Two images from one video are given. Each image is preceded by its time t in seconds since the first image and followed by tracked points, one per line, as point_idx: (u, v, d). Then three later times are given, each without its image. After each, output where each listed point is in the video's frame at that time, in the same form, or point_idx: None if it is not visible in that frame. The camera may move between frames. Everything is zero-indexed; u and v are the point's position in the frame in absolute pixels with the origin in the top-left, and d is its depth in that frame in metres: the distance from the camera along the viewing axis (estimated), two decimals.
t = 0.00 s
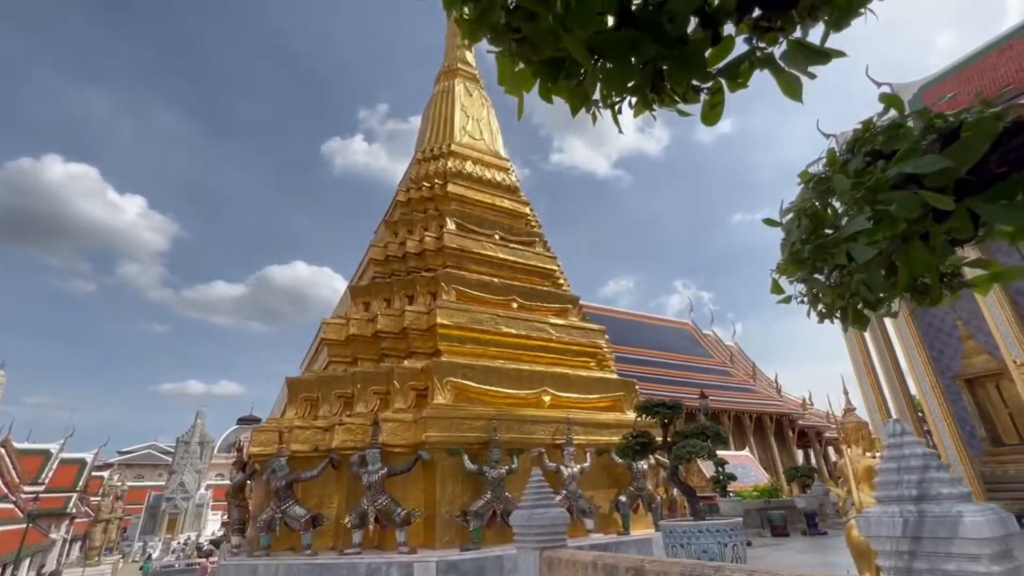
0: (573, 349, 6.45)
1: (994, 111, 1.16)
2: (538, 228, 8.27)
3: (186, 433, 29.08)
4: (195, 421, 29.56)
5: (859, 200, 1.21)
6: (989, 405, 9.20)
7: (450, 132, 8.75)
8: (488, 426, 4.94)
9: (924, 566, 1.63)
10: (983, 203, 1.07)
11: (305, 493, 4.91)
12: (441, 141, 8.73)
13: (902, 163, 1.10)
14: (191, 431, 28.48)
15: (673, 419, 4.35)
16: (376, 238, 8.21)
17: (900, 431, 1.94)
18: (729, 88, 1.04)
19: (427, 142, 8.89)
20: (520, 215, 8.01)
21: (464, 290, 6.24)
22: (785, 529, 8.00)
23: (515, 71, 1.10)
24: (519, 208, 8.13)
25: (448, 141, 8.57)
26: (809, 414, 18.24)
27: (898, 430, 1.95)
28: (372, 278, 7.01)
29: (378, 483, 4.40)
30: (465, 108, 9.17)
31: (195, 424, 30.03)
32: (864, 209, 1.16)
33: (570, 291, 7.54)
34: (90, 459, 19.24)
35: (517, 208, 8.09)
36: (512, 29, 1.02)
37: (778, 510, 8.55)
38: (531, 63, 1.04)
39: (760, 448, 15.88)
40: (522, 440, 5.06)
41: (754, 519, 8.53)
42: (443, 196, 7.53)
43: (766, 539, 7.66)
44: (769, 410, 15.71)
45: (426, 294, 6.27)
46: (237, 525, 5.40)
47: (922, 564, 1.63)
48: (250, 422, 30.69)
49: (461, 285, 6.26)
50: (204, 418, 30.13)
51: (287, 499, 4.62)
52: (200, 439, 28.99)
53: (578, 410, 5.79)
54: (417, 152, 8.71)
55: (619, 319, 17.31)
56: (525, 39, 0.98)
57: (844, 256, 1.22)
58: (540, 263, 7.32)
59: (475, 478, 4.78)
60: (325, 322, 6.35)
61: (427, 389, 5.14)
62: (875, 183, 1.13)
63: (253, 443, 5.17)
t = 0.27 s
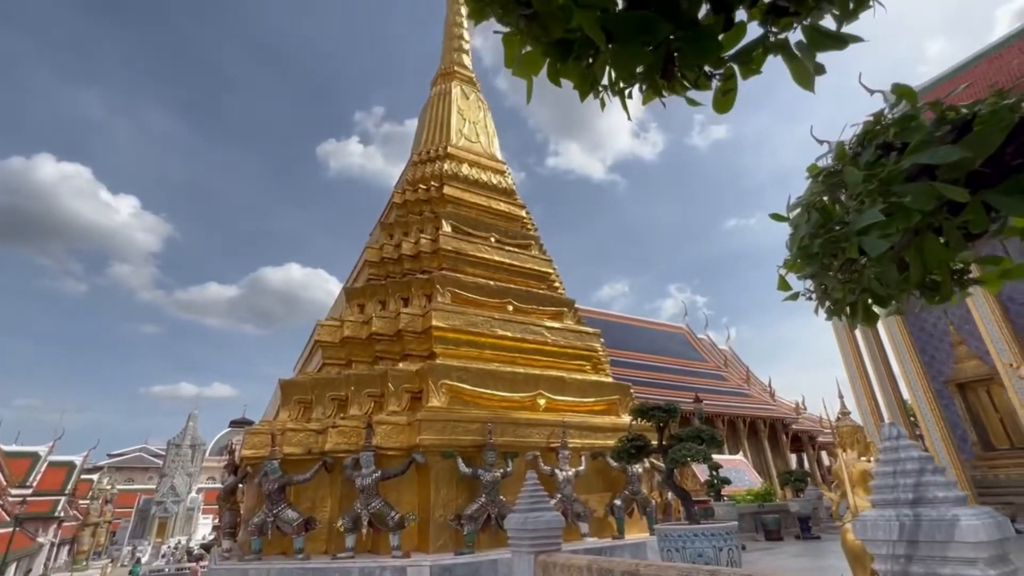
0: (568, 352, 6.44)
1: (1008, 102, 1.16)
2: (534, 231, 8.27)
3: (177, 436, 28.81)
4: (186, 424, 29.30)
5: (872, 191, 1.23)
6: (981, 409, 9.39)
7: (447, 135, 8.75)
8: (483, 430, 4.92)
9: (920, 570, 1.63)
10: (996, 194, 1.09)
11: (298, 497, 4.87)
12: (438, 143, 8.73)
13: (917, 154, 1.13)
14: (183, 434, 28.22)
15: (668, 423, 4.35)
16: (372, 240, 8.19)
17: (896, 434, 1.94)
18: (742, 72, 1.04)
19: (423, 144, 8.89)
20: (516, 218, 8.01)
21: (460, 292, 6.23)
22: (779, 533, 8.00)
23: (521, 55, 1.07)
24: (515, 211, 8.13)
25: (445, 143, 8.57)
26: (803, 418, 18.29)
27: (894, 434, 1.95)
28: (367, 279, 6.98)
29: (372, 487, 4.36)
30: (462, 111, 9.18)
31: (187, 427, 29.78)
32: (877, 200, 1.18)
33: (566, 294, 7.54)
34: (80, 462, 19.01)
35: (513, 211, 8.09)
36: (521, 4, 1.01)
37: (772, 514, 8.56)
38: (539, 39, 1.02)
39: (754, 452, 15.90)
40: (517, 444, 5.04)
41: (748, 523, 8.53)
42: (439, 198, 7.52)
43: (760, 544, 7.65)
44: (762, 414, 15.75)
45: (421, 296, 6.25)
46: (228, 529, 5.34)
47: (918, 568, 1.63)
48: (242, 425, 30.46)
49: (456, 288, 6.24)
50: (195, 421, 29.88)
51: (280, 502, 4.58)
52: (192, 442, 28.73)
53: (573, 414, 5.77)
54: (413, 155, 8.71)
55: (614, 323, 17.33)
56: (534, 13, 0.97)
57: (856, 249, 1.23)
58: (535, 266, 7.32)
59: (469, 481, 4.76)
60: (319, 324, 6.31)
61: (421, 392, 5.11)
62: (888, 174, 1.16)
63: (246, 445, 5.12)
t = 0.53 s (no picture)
0: (563, 356, 6.42)
1: None
2: (529, 235, 8.27)
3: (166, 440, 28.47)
4: (176, 428, 28.99)
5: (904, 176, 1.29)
6: (970, 415, 9.47)
7: (442, 138, 8.74)
8: (478, 434, 4.89)
9: None
10: None
11: (289, 502, 4.81)
12: (433, 146, 8.72)
13: (951, 138, 1.19)
14: (173, 438, 27.89)
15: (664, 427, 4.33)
16: (366, 243, 8.15)
17: (894, 438, 1.95)
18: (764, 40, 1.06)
19: (419, 147, 8.88)
20: (511, 222, 8.00)
21: (455, 296, 6.20)
22: (772, 538, 8.00)
23: (541, 19, 1.09)
24: (510, 215, 8.12)
25: (440, 146, 8.56)
26: (796, 423, 18.33)
27: (892, 437, 1.95)
28: (361, 282, 6.95)
29: (364, 492, 4.31)
30: (458, 114, 9.17)
31: (176, 431, 29.45)
32: (910, 183, 1.24)
33: (561, 298, 7.53)
34: (67, 466, 18.71)
35: (508, 214, 8.08)
36: None
37: (766, 519, 8.55)
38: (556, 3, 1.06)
39: (747, 457, 15.91)
40: (511, 449, 5.00)
41: (741, 529, 8.52)
42: (434, 201, 7.49)
43: (754, 549, 7.64)
44: (756, 419, 15.78)
45: (416, 299, 6.22)
46: (217, 534, 5.26)
47: (917, 574, 1.62)
48: (232, 429, 30.15)
49: (451, 291, 6.22)
50: (185, 424, 29.57)
51: (270, 508, 4.51)
52: (182, 446, 28.39)
53: (568, 418, 5.75)
54: (408, 158, 8.68)
55: (609, 327, 17.35)
56: None
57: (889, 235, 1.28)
58: (530, 270, 7.30)
59: (463, 486, 4.73)
60: (312, 327, 6.26)
61: (415, 396, 5.07)
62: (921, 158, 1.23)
63: (237, 449, 5.06)
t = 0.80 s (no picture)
0: (557, 362, 6.40)
1: None
2: (523, 240, 8.26)
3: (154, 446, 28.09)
4: (165, 434, 28.65)
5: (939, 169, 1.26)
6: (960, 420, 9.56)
7: (437, 143, 8.73)
8: (472, 439, 4.85)
9: None
10: None
11: (279, 509, 4.73)
12: (428, 151, 8.70)
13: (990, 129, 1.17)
14: (161, 445, 27.52)
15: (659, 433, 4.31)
16: (359, 247, 8.10)
17: (891, 443, 1.93)
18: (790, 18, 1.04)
19: (414, 151, 8.86)
20: (506, 227, 7.99)
21: (449, 300, 6.17)
22: (766, 544, 7.99)
23: None
24: (504, 219, 8.11)
25: (435, 151, 8.55)
26: (787, 429, 18.39)
27: (888, 442, 1.94)
28: (355, 286, 6.90)
29: (356, 499, 4.25)
30: (452, 119, 9.18)
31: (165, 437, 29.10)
32: (947, 177, 1.22)
33: (555, 303, 7.52)
34: (51, 473, 18.40)
35: (503, 219, 8.08)
36: None
37: (759, 525, 8.54)
38: None
39: (739, 462, 15.94)
40: (505, 455, 4.97)
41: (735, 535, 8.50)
42: (428, 205, 7.47)
43: (747, 556, 7.62)
44: (748, 424, 15.82)
45: (409, 304, 6.18)
46: (205, 543, 5.16)
47: None
48: (222, 436, 29.83)
49: (445, 296, 6.19)
50: (174, 431, 29.22)
51: (260, 516, 4.43)
52: (170, 453, 28.02)
53: (562, 424, 5.72)
54: (402, 162, 8.66)
55: (602, 333, 17.36)
56: None
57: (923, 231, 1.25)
58: (525, 275, 7.29)
59: (457, 492, 4.68)
60: (304, 331, 6.19)
61: (408, 401, 5.03)
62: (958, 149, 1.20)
63: (226, 456, 4.97)
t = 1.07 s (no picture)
0: (550, 368, 6.38)
1: None
2: (516, 245, 8.26)
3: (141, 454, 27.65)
4: (152, 441, 28.24)
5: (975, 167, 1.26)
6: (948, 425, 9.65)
7: (430, 148, 8.72)
8: (465, 446, 4.81)
9: None
10: None
11: (269, 519, 4.65)
12: (421, 156, 8.69)
13: None
14: (147, 453, 27.10)
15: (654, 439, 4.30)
16: (352, 252, 8.05)
17: (887, 450, 2.03)
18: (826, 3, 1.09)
19: (407, 157, 8.84)
20: (499, 232, 7.98)
21: (442, 306, 6.14)
22: (758, 551, 7.98)
23: None
24: (498, 225, 8.11)
25: (429, 156, 8.53)
26: (779, 434, 18.45)
27: (885, 449, 2.03)
28: (347, 292, 6.85)
29: (348, 507, 4.19)
30: (446, 125, 9.17)
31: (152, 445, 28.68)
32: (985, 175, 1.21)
33: (548, 309, 7.51)
34: (34, 482, 18.05)
35: (496, 225, 8.07)
36: None
37: (751, 531, 8.53)
38: None
39: (732, 468, 15.96)
40: (498, 462, 4.93)
41: (727, 541, 8.49)
42: (422, 211, 7.45)
43: (741, 562, 7.61)
44: (740, 430, 15.85)
45: (403, 309, 6.14)
46: (192, 554, 5.06)
47: None
48: (210, 443, 29.42)
49: (438, 301, 6.16)
50: (161, 438, 28.80)
51: (250, 525, 4.35)
52: (157, 461, 27.60)
53: (556, 430, 5.70)
54: (396, 167, 8.63)
55: (594, 339, 17.37)
56: None
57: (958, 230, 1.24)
58: (518, 281, 7.27)
59: (450, 500, 4.64)
60: (296, 337, 6.13)
61: (401, 408, 4.98)
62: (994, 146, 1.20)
63: (214, 464, 4.89)
